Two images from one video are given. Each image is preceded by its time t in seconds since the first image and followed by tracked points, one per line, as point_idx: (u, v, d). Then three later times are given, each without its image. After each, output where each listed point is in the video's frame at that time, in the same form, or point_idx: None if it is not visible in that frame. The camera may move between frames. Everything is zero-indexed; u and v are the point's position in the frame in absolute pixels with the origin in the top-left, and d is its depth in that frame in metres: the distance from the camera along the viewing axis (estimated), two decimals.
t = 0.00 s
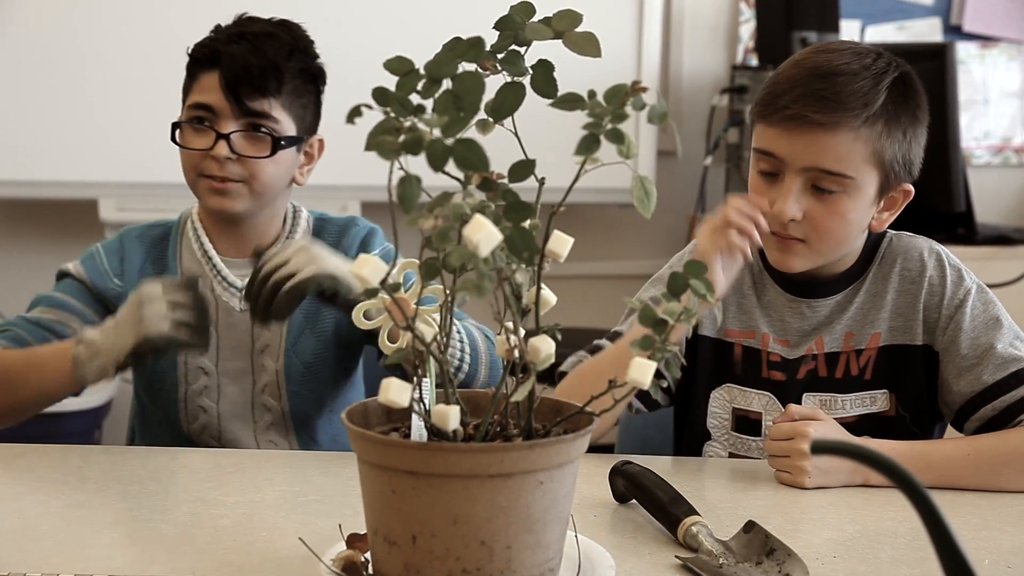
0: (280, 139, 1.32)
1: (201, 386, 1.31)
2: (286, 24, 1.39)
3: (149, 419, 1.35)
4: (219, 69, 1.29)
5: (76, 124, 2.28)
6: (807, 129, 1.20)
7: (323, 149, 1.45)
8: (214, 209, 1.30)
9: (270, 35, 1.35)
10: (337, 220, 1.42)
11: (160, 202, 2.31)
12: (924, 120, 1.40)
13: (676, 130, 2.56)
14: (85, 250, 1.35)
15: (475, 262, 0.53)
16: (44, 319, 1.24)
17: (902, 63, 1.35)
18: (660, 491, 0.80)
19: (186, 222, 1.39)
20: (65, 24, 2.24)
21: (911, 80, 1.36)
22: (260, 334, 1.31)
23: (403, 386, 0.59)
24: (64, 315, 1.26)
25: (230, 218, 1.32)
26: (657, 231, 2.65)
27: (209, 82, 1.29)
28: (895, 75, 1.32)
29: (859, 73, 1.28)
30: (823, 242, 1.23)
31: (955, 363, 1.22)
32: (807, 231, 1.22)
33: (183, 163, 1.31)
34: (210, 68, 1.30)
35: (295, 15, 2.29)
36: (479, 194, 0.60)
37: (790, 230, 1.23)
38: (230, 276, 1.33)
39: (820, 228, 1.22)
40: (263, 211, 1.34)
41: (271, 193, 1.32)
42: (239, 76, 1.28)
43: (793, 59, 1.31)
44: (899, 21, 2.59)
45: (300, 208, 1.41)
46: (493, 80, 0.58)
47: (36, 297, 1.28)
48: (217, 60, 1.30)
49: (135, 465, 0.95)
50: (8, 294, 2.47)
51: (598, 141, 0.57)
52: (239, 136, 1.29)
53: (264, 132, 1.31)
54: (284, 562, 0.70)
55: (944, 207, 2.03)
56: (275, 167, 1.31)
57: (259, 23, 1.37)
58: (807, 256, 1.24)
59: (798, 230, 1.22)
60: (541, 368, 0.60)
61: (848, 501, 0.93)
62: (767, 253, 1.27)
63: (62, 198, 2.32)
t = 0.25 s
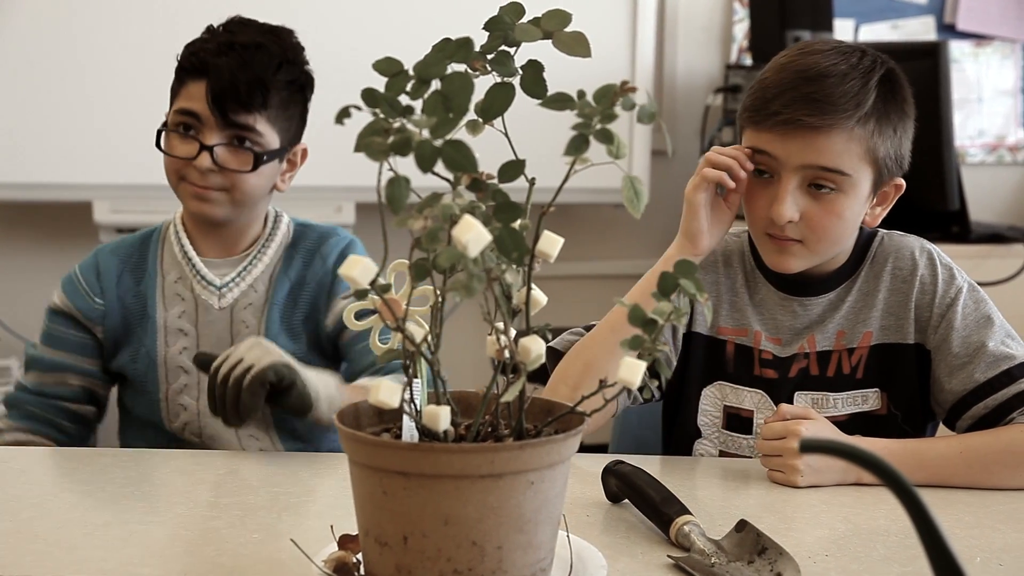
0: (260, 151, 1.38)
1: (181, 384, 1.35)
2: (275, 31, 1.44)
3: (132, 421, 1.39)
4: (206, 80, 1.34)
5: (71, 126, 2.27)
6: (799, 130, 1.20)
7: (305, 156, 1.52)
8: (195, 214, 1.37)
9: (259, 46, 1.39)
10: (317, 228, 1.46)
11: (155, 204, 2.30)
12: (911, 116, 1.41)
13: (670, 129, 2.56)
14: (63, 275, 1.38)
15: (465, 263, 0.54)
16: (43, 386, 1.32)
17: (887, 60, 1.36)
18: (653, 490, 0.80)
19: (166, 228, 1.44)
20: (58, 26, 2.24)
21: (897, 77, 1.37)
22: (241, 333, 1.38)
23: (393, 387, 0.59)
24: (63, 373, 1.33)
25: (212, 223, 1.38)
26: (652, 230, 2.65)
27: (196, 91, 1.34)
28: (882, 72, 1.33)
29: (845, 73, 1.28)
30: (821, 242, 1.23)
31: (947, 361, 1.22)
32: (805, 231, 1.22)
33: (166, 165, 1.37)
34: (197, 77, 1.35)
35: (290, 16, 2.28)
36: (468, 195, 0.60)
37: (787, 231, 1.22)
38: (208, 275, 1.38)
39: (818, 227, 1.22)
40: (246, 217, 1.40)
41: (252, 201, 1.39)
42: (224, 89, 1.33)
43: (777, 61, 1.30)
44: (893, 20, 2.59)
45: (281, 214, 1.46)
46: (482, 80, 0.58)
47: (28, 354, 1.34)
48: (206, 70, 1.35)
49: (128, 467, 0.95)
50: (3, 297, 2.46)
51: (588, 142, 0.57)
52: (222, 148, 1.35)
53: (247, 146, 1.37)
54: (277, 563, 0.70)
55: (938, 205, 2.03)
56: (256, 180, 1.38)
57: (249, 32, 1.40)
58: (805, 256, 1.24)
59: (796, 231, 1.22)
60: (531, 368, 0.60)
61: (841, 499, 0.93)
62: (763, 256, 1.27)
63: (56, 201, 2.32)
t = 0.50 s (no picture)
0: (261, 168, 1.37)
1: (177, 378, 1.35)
2: (282, 44, 1.43)
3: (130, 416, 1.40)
4: (212, 95, 1.34)
5: (69, 125, 2.27)
6: (786, 125, 1.20)
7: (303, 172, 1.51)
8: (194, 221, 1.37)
9: (266, 66, 1.38)
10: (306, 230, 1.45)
11: (150, 204, 2.30)
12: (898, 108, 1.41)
13: (666, 128, 2.56)
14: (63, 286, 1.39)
15: (457, 261, 0.54)
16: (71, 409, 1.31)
17: (871, 54, 1.37)
18: (648, 489, 0.80)
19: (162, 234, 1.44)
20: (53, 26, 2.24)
21: (882, 71, 1.37)
22: (235, 323, 1.37)
23: (386, 387, 0.59)
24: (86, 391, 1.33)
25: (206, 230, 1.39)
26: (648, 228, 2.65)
27: (200, 103, 1.34)
28: (866, 65, 1.33)
29: (828, 67, 1.28)
30: (815, 236, 1.23)
31: (940, 359, 1.23)
32: (798, 227, 1.22)
33: (167, 172, 1.37)
34: (204, 88, 1.35)
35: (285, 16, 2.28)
36: (460, 194, 0.60)
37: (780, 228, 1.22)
38: (200, 270, 1.38)
39: (811, 222, 1.21)
40: (241, 226, 1.40)
41: (249, 213, 1.38)
42: (228, 104, 1.33)
43: (761, 59, 1.31)
44: (888, 17, 2.59)
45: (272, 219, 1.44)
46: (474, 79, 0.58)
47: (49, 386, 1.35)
48: (212, 84, 1.35)
49: (123, 467, 0.95)
50: None
51: (579, 140, 0.57)
52: (224, 163, 1.34)
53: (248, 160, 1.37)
54: (272, 563, 0.70)
55: (934, 203, 2.03)
56: (256, 195, 1.37)
57: (257, 49, 1.39)
58: (800, 252, 1.24)
59: (789, 227, 1.22)
60: (524, 367, 0.60)
61: (836, 497, 0.93)
62: (757, 254, 1.27)
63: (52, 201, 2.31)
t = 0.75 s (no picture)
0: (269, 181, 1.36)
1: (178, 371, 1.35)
2: (296, 57, 1.43)
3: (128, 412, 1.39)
4: (224, 109, 1.33)
5: (73, 124, 2.27)
6: (784, 115, 1.22)
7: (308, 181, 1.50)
8: (199, 228, 1.37)
9: (280, 82, 1.37)
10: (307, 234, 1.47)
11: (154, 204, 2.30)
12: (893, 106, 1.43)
13: (670, 127, 2.56)
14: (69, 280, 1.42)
15: (461, 261, 0.54)
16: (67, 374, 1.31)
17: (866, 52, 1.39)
18: (653, 488, 0.80)
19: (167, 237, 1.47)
20: (57, 25, 2.24)
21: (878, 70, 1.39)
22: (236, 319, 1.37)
23: (391, 386, 0.59)
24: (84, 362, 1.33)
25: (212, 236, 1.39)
26: (652, 228, 2.64)
27: (212, 114, 1.33)
28: (862, 61, 1.35)
29: (826, 59, 1.31)
30: (813, 227, 1.24)
31: (943, 358, 1.22)
32: (796, 217, 1.23)
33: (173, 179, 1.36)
34: (216, 100, 1.34)
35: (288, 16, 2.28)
36: (465, 192, 0.60)
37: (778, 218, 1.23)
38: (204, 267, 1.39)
39: (809, 211, 1.23)
40: (244, 233, 1.40)
41: (254, 223, 1.38)
42: (241, 121, 1.32)
43: (759, 54, 1.33)
44: (892, 16, 2.59)
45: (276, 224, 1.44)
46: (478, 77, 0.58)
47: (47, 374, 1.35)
48: (224, 98, 1.33)
49: (128, 465, 0.95)
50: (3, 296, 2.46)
51: (584, 139, 0.57)
52: (233, 175, 1.32)
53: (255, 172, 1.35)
54: (277, 562, 0.70)
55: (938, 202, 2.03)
56: (263, 207, 1.37)
57: (270, 62, 1.38)
58: (799, 244, 1.24)
59: (788, 217, 1.23)
60: (531, 366, 0.60)
61: (841, 497, 0.93)
62: (755, 247, 1.28)
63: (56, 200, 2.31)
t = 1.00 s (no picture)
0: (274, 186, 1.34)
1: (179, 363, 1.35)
2: (297, 58, 1.43)
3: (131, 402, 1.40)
4: (231, 115, 1.32)
5: (78, 124, 2.27)
6: (765, 106, 1.23)
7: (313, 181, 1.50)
8: (206, 232, 1.37)
9: (282, 85, 1.38)
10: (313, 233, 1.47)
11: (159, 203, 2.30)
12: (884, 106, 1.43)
13: (675, 128, 2.56)
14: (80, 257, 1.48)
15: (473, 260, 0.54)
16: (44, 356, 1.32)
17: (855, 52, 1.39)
18: (659, 489, 0.80)
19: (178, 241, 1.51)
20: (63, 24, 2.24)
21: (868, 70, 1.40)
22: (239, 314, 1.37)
23: (401, 385, 0.59)
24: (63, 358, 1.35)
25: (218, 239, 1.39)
26: (657, 229, 2.64)
27: (218, 121, 1.32)
28: (850, 60, 1.35)
29: (811, 53, 1.31)
30: (795, 220, 1.24)
31: (942, 360, 1.22)
32: (777, 210, 1.23)
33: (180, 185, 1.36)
34: (221, 107, 1.33)
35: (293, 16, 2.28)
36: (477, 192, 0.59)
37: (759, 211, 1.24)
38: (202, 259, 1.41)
39: (790, 203, 1.23)
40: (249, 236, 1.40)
41: (261, 226, 1.38)
42: (247, 127, 1.31)
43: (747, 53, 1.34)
44: (897, 18, 2.58)
45: (281, 227, 1.45)
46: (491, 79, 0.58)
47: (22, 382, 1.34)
48: (230, 105, 1.33)
49: (134, 465, 0.95)
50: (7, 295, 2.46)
51: (595, 140, 0.57)
52: (239, 180, 1.31)
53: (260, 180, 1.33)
54: (283, 562, 0.70)
55: (944, 204, 2.03)
56: (270, 209, 1.36)
57: (273, 66, 1.40)
58: (782, 238, 1.24)
59: (769, 210, 1.23)
60: (537, 367, 0.61)
61: (847, 499, 0.93)
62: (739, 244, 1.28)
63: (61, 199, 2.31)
